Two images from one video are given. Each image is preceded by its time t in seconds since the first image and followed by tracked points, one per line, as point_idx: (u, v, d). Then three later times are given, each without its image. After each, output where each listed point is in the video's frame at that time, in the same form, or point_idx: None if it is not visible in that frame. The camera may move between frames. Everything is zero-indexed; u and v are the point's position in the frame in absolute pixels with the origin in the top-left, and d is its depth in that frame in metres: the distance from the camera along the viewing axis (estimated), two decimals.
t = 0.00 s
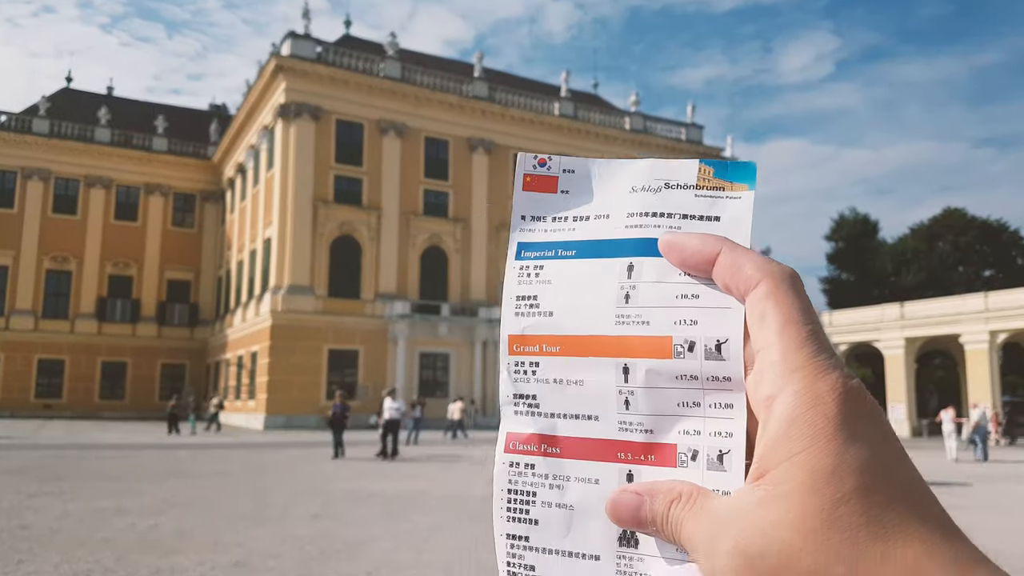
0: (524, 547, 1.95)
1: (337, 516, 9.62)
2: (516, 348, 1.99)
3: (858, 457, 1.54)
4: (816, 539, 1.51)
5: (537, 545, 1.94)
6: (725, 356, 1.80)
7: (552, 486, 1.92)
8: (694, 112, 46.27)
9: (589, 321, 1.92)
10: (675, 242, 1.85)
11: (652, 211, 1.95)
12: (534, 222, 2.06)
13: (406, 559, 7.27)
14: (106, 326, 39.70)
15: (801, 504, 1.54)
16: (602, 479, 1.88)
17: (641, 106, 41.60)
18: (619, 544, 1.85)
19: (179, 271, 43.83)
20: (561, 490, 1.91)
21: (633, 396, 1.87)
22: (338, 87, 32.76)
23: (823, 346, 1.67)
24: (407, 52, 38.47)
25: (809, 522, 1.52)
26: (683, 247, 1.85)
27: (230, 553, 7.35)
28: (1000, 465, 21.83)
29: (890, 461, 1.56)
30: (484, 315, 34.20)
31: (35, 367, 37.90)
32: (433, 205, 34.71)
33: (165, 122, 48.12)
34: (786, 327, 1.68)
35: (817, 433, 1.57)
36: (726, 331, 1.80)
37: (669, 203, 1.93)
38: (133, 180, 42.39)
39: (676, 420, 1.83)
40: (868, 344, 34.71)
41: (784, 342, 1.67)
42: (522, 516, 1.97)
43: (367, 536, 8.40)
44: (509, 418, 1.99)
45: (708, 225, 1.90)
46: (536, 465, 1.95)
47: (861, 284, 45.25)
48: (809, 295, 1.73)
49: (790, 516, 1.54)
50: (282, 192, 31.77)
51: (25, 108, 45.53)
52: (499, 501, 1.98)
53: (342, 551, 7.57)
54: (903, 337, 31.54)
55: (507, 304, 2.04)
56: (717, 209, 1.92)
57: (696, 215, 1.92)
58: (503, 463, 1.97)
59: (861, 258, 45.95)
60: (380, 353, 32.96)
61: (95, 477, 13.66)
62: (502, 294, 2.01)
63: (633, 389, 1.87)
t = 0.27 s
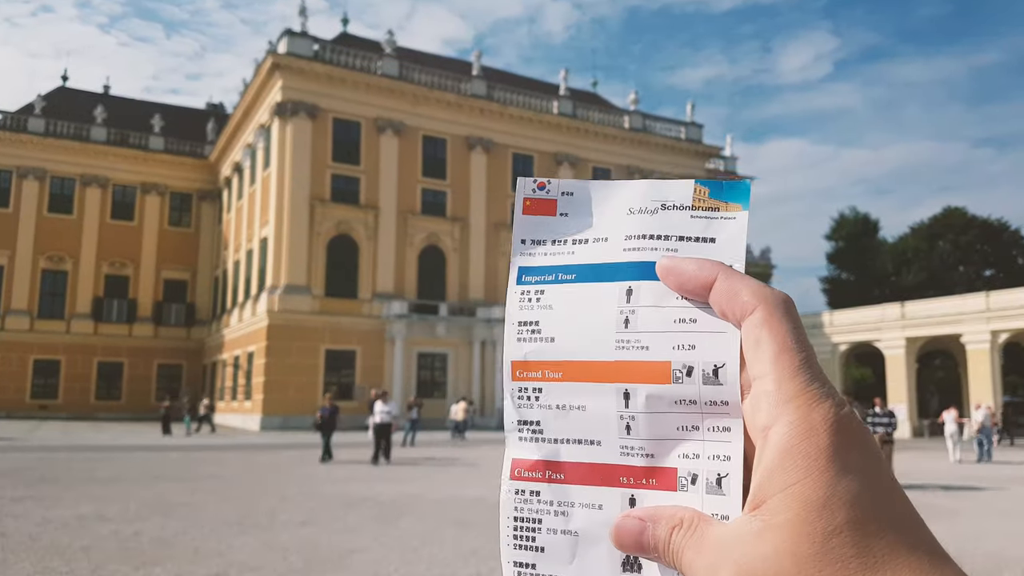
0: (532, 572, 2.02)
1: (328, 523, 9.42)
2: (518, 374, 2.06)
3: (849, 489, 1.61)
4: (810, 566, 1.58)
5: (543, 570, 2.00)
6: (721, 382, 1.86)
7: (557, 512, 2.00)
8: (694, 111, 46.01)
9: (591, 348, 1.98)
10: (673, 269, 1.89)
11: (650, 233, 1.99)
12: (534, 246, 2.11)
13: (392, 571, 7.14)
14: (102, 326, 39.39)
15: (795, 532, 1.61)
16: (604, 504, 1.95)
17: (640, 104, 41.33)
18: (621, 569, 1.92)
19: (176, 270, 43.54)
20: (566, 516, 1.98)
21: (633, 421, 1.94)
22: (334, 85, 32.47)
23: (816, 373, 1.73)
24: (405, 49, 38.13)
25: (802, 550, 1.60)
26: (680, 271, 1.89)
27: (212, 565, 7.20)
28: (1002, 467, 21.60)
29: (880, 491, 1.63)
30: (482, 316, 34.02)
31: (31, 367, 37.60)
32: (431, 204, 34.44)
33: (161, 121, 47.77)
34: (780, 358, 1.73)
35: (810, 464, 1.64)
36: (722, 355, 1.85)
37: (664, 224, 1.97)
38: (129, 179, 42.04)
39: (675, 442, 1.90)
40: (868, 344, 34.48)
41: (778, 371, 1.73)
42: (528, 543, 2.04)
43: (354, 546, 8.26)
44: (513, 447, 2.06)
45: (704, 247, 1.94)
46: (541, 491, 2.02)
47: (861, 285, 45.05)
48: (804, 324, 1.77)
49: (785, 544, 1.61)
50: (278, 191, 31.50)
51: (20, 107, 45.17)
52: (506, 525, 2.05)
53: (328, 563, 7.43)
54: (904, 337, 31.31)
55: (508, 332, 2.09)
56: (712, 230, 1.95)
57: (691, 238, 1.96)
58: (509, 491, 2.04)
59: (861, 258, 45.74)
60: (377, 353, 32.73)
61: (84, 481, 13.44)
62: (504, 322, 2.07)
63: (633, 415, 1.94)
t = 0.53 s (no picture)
0: (501, 526, 1.93)
1: (314, 506, 9.21)
2: (487, 332, 1.93)
3: (825, 451, 1.57)
4: (786, 526, 1.55)
5: (514, 524, 1.91)
6: (695, 338, 1.78)
7: (528, 467, 1.90)
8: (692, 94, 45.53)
9: (561, 306, 1.87)
10: (645, 224, 1.79)
11: (620, 188, 1.87)
12: (500, 200, 1.98)
13: (371, 557, 6.91)
14: (95, 312, 39.07)
15: (770, 494, 1.57)
16: (576, 460, 1.86)
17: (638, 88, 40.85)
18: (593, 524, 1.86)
19: (169, 255, 43.15)
20: (538, 471, 1.89)
21: (605, 378, 1.84)
22: (327, 67, 32.00)
23: (794, 331, 1.66)
24: (399, 31, 37.55)
25: (780, 512, 1.55)
26: (654, 228, 1.78)
27: (187, 549, 7.00)
28: (1000, 451, 21.43)
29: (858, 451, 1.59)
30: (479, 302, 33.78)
31: (24, 353, 37.33)
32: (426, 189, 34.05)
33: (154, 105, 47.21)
34: (756, 316, 1.66)
35: (787, 424, 1.59)
36: (697, 315, 1.76)
37: (637, 180, 1.85)
38: (121, 163, 41.54)
39: (648, 399, 1.81)
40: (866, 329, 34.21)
41: (754, 330, 1.66)
42: (499, 496, 1.94)
43: (337, 530, 8.03)
44: (483, 405, 1.94)
45: (677, 203, 1.83)
46: (511, 447, 1.91)
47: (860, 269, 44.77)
48: (780, 283, 1.70)
49: (760, 506, 1.57)
50: (270, 175, 31.09)
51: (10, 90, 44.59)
52: (475, 477, 1.95)
53: (306, 547, 7.21)
54: (902, 322, 31.01)
55: (475, 288, 1.95)
56: (685, 186, 1.83)
57: (664, 192, 1.83)
58: (479, 446, 1.94)
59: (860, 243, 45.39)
60: (372, 339, 32.44)
61: (67, 465, 13.16)
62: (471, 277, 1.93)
63: (605, 371, 1.84)
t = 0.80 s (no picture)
0: (480, 540, 1.80)
1: (299, 450, 8.91)
2: (460, 345, 1.80)
3: (790, 449, 1.49)
4: (751, 525, 1.45)
5: (491, 537, 1.79)
6: (663, 345, 1.66)
7: (504, 480, 1.78)
8: (694, 27, 44.12)
9: (533, 315, 1.74)
10: (610, 232, 1.68)
11: (587, 198, 1.75)
12: (470, 213, 1.84)
13: (353, 505, 6.60)
14: (87, 252, 38.56)
15: (733, 496, 1.47)
16: (550, 469, 1.74)
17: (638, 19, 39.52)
18: (568, 532, 1.73)
19: (161, 195, 42.43)
20: (512, 483, 1.77)
21: (577, 387, 1.72)
22: None
23: (756, 336, 1.60)
24: None
25: (745, 512, 1.45)
26: (620, 237, 1.68)
27: (164, 498, 6.76)
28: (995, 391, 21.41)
29: (822, 450, 1.51)
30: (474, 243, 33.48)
31: (17, 294, 37.02)
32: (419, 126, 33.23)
33: (138, 38, 45.71)
34: (719, 323, 1.58)
35: (748, 425, 1.50)
36: (663, 320, 1.66)
37: (604, 184, 1.73)
38: (107, 100, 40.39)
39: (618, 406, 1.70)
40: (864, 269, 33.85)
41: (717, 336, 1.57)
42: (475, 509, 1.81)
43: (320, 476, 7.73)
44: (458, 423, 1.82)
45: (642, 212, 1.72)
46: (487, 460, 1.79)
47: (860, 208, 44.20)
48: (742, 289, 1.63)
49: (725, 506, 1.47)
50: (259, 112, 30.25)
51: None
52: (450, 498, 1.82)
53: (286, 495, 6.92)
54: (899, 264, 30.64)
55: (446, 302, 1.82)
56: (651, 192, 1.73)
57: (630, 202, 1.73)
58: (454, 462, 1.81)
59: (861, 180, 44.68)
60: (366, 280, 32.16)
61: (54, 408, 12.99)
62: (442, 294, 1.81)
63: (576, 380, 1.72)
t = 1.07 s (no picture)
0: (479, 520, 1.65)
1: (286, 404, 8.28)
2: (459, 326, 1.63)
3: (792, 434, 1.35)
4: (751, 511, 1.33)
5: (491, 516, 1.65)
6: (664, 328, 1.50)
7: (504, 460, 1.63)
8: None
9: (533, 296, 1.57)
10: (611, 213, 1.49)
11: (590, 174, 1.56)
12: (473, 190, 1.64)
13: (338, 465, 5.86)
14: (79, 203, 37.95)
15: (733, 482, 1.34)
16: (550, 450, 1.59)
17: None
18: (568, 517, 1.59)
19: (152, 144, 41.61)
20: (513, 463, 1.62)
21: (577, 369, 1.56)
22: None
23: (758, 324, 1.44)
24: None
25: (743, 497, 1.33)
26: (623, 217, 1.49)
27: (141, 457, 6.07)
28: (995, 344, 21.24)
29: (824, 434, 1.39)
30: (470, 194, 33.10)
31: (8, 245, 36.52)
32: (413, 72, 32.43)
33: None
34: (721, 307, 1.41)
35: (748, 408, 1.36)
36: (665, 302, 1.48)
37: (603, 165, 1.55)
38: (94, 45, 39.27)
39: (618, 390, 1.54)
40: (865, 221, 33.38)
41: (717, 320, 1.41)
42: (475, 489, 1.67)
43: (309, 433, 7.04)
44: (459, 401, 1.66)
45: (644, 190, 1.54)
46: (487, 439, 1.64)
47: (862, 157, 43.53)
48: (744, 269, 1.46)
49: (723, 493, 1.34)
50: (249, 57, 29.43)
51: None
52: (451, 476, 1.67)
53: (271, 455, 6.19)
54: (901, 215, 30.20)
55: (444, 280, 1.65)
56: (652, 170, 1.54)
57: (632, 179, 1.54)
58: (455, 442, 1.65)
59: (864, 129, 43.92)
60: (361, 233, 31.81)
61: (37, 361, 12.65)
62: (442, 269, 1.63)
63: (578, 363, 1.56)
